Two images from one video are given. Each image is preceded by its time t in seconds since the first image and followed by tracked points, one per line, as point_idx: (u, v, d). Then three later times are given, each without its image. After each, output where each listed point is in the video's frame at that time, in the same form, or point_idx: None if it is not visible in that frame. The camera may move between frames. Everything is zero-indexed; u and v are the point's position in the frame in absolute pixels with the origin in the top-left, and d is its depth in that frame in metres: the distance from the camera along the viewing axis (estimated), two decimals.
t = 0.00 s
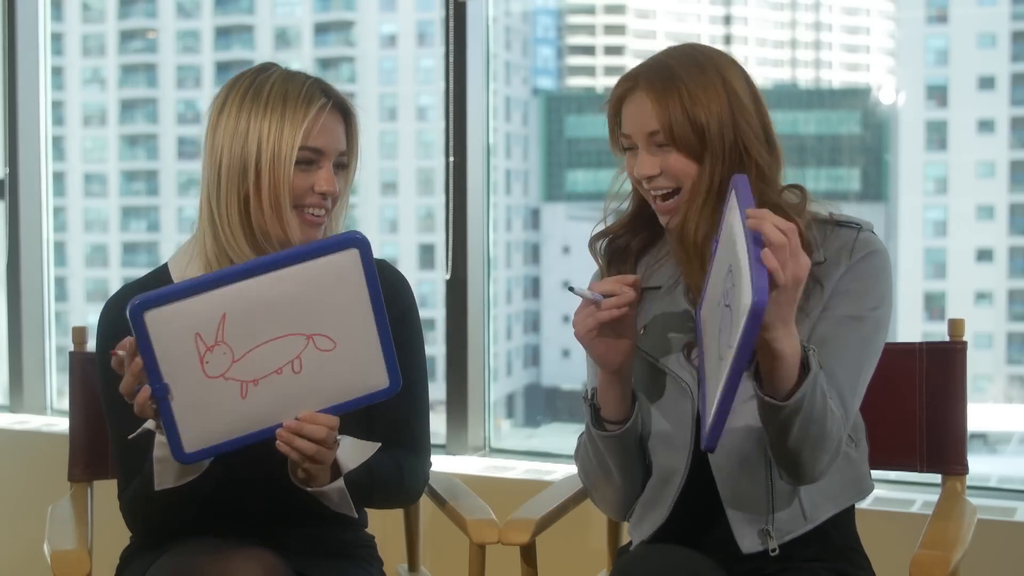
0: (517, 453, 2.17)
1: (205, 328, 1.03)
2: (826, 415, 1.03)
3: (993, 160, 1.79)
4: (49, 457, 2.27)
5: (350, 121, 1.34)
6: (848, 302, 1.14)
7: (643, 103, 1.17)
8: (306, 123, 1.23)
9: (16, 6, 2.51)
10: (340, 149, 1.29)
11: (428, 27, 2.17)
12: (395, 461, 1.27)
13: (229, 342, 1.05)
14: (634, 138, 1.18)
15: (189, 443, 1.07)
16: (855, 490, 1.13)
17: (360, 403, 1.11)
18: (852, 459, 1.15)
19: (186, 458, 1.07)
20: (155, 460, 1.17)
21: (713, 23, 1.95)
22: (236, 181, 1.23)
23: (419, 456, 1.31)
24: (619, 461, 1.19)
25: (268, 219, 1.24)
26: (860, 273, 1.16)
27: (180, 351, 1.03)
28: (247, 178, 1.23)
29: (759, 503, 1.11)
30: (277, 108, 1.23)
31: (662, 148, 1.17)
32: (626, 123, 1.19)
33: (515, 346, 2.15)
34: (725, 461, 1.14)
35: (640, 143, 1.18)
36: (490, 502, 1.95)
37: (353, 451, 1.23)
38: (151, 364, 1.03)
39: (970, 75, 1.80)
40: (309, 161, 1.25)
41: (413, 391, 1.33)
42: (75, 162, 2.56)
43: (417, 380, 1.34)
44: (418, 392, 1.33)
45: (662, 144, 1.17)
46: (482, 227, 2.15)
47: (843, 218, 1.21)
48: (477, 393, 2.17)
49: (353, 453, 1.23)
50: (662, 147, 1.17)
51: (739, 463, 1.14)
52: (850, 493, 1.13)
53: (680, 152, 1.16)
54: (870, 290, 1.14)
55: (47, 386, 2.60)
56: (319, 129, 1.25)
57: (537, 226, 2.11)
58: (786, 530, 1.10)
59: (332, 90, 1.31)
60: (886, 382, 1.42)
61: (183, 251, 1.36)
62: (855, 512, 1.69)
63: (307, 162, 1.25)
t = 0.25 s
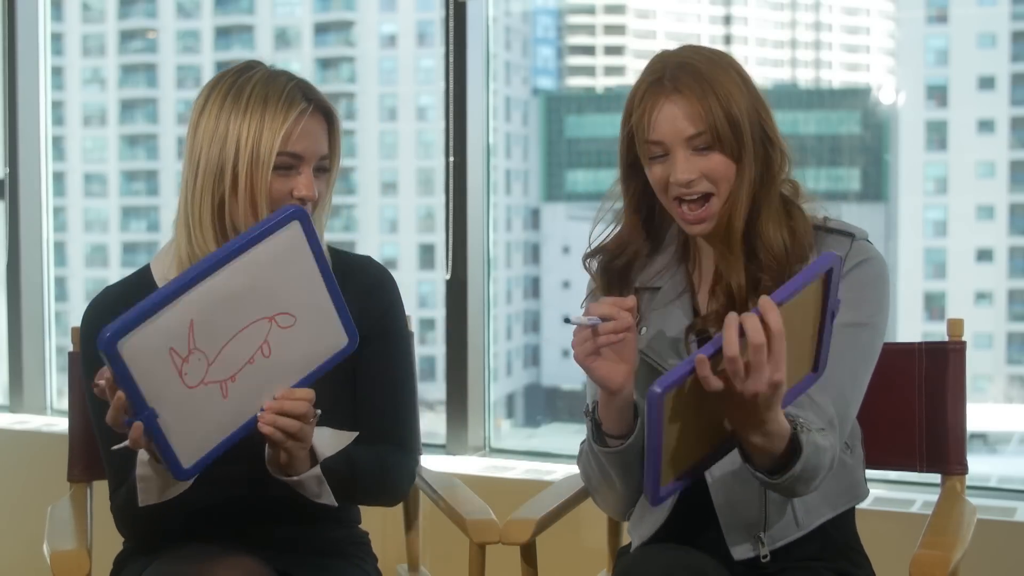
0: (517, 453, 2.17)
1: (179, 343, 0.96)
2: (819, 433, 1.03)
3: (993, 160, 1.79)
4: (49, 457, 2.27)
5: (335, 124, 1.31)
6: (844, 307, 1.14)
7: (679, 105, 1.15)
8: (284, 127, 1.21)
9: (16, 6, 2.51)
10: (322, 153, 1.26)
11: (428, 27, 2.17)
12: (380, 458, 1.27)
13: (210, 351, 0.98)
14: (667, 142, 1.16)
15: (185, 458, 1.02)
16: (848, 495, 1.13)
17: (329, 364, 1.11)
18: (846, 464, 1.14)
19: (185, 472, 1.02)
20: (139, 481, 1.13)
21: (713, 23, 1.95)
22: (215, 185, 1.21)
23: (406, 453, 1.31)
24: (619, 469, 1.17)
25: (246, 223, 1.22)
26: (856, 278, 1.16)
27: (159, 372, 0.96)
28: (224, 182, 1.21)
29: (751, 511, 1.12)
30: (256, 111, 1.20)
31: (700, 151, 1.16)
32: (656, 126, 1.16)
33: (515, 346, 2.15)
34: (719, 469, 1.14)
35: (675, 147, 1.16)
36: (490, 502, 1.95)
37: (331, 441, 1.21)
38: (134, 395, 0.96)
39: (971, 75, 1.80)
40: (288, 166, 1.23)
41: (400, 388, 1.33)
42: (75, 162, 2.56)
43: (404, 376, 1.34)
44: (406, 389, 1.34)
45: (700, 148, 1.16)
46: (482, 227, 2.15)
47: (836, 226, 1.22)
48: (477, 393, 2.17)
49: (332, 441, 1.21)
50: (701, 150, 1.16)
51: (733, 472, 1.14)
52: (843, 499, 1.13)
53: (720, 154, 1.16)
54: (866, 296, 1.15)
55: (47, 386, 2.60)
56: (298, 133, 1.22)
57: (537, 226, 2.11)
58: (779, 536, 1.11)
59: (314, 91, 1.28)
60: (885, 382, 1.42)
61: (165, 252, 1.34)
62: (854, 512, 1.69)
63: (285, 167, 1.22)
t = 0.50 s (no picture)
0: (517, 453, 2.16)
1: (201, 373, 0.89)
2: (812, 464, 1.04)
3: (993, 160, 1.79)
4: (49, 457, 2.27)
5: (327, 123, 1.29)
6: (837, 319, 1.14)
7: (680, 104, 1.15)
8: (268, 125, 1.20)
9: (16, 6, 2.51)
10: (309, 150, 1.24)
11: (428, 27, 2.17)
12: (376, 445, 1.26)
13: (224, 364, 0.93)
14: (667, 140, 1.16)
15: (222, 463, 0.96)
16: (842, 504, 1.13)
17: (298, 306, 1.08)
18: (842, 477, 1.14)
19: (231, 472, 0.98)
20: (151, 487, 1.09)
21: (713, 23, 1.95)
22: (197, 176, 1.21)
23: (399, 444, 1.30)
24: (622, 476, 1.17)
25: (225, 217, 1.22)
26: (850, 288, 1.15)
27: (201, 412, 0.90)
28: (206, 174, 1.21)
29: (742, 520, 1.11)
30: (243, 107, 1.19)
31: (701, 152, 1.16)
32: (657, 124, 1.17)
33: (515, 346, 2.15)
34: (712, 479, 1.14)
35: (675, 146, 1.16)
36: (490, 502, 1.95)
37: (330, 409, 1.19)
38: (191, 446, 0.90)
39: (970, 75, 1.80)
40: (271, 162, 1.21)
41: (393, 382, 1.32)
42: (75, 162, 2.56)
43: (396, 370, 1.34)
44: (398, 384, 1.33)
45: (702, 148, 1.16)
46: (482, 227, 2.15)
47: (832, 233, 1.22)
48: (477, 393, 2.17)
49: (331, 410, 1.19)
50: (702, 151, 1.16)
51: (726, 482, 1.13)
52: (836, 508, 1.12)
53: (720, 155, 1.16)
54: (861, 308, 1.14)
55: (47, 386, 2.60)
56: (283, 129, 1.20)
57: (537, 226, 2.11)
58: (772, 546, 1.10)
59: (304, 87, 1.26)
60: (885, 382, 1.42)
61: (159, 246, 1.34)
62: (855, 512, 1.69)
63: (268, 163, 1.21)
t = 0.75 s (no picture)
0: (517, 454, 2.16)
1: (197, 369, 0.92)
2: (815, 461, 1.05)
3: (993, 160, 1.79)
4: (49, 457, 2.27)
5: (327, 127, 1.30)
6: (836, 317, 1.15)
7: (673, 103, 1.15)
8: (247, 127, 1.23)
9: (16, 7, 2.51)
10: (295, 154, 1.25)
11: (428, 27, 2.17)
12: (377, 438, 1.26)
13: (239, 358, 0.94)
14: (660, 138, 1.16)
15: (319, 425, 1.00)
16: (838, 504, 1.12)
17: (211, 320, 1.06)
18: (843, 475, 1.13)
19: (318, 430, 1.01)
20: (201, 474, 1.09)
21: (712, 23, 1.95)
22: (191, 182, 1.27)
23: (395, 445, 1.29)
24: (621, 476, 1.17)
25: (218, 220, 1.28)
26: (849, 285, 1.16)
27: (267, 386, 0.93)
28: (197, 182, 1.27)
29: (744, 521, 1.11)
30: (224, 107, 1.23)
31: (693, 151, 1.16)
32: (649, 123, 1.16)
33: (515, 345, 2.15)
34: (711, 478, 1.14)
35: (667, 144, 1.15)
36: (490, 503, 1.95)
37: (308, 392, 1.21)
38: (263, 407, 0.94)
39: (971, 75, 1.80)
40: (250, 165, 1.24)
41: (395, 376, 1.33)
42: (75, 162, 2.56)
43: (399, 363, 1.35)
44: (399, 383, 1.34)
45: (693, 147, 1.15)
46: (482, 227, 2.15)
47: (831, 231, 1.22)
48: (477, 393, 2.17)
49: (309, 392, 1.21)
50: (694, 150, 1.16)
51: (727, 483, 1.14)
52: (834, 508, 1.11)
53: (711, 155, 1.15)
54: (860, 306, 1.15)
55: (47, 386, 2.59)
56: (259, 133, 1.23)
57: (536, 226, 2.11)
58: (776, 547, 1.10)
59: (304, 90, 1.28)
60: (885, 382, 1.42)
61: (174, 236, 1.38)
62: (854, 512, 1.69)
63: (246, 166, 1.24)
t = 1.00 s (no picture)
0: (517, 453, 2.16)
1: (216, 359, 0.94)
2: (812, 461, 1.04)
3: (993, 160, 1.79)
4: (49, 457, 2.27)
5: (331, 126, 1.31)
6: (836, 318, 1.14)
7: (649, 98, 1.16)
8: (247, 125, 1.24)
9: (16, 7, 2.51)
10: (296, 152, 1.27)
11: (428, 27, 2.17)
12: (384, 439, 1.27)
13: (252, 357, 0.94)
14: (635, 132, 1.18)
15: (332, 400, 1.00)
16: (838, 503, 1.12)
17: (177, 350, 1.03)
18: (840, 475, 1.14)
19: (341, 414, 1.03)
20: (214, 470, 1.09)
21: (713, 23, 1.95)
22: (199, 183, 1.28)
23: (403, 449, 1.29)
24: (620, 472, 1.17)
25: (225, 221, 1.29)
26: (850, 286, 1.16)
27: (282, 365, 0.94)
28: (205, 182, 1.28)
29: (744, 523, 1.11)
30: (226, 104, 1.25)
31: (664, 145, 1.17)
32: (628, 117, 1.19)
33: (515, 345, 2.15)
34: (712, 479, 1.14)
35: (640, 139, 1.18)
36: (490, 503, 1.95)
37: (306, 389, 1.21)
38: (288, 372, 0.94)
39: (971, 75, 1.80)
40: (251, 163, 1.25)
41: (403, 376, 1.33)
42: (75, 162, 2.56)
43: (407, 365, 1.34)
44: (406, 382, 1.33)
45: (664, 141, 1.17)
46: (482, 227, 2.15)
47: (832, 232, 1.22)
48: (477, 393, 2.17)
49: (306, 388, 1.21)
50: (666, 145, 1.17)
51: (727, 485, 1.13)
52: (831, 509, 1.12)
53: (681, 152, 1.16)
54: (862, 306, 1.15)
55: (47, 386, 2.59)
56: (260, 131, 1.24)
57: (537, 226, 2.11)
58: (774, 548, 1.10)
59: (308, 91, 1.29)
60: (885, 382, 1.42)
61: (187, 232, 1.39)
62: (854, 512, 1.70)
63: (248, 164, 1.26)
